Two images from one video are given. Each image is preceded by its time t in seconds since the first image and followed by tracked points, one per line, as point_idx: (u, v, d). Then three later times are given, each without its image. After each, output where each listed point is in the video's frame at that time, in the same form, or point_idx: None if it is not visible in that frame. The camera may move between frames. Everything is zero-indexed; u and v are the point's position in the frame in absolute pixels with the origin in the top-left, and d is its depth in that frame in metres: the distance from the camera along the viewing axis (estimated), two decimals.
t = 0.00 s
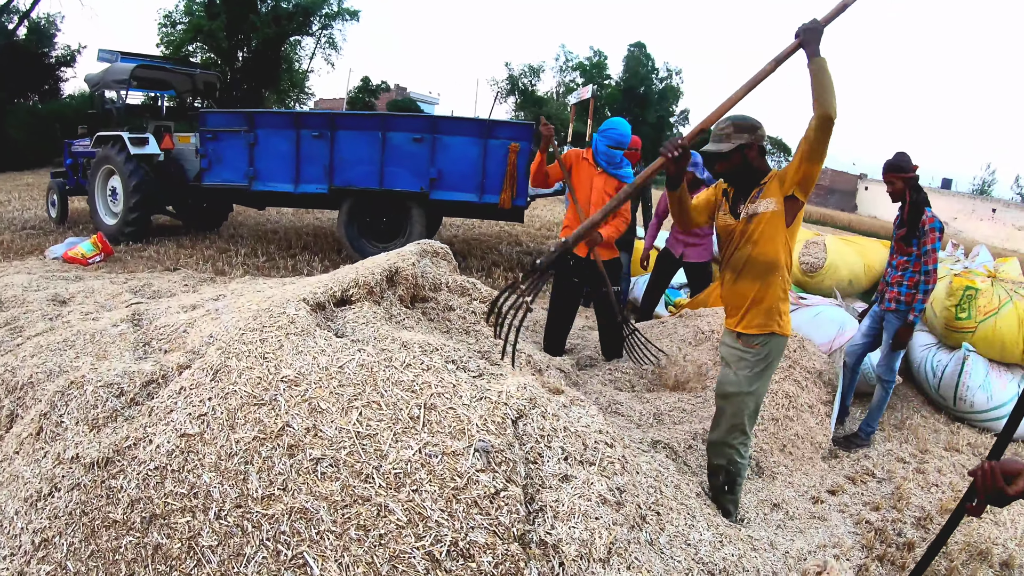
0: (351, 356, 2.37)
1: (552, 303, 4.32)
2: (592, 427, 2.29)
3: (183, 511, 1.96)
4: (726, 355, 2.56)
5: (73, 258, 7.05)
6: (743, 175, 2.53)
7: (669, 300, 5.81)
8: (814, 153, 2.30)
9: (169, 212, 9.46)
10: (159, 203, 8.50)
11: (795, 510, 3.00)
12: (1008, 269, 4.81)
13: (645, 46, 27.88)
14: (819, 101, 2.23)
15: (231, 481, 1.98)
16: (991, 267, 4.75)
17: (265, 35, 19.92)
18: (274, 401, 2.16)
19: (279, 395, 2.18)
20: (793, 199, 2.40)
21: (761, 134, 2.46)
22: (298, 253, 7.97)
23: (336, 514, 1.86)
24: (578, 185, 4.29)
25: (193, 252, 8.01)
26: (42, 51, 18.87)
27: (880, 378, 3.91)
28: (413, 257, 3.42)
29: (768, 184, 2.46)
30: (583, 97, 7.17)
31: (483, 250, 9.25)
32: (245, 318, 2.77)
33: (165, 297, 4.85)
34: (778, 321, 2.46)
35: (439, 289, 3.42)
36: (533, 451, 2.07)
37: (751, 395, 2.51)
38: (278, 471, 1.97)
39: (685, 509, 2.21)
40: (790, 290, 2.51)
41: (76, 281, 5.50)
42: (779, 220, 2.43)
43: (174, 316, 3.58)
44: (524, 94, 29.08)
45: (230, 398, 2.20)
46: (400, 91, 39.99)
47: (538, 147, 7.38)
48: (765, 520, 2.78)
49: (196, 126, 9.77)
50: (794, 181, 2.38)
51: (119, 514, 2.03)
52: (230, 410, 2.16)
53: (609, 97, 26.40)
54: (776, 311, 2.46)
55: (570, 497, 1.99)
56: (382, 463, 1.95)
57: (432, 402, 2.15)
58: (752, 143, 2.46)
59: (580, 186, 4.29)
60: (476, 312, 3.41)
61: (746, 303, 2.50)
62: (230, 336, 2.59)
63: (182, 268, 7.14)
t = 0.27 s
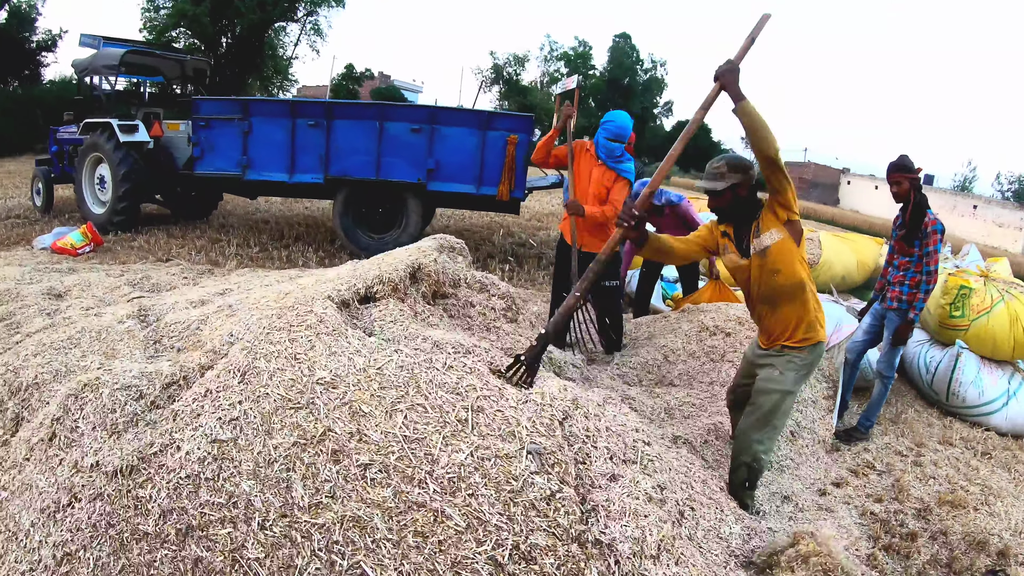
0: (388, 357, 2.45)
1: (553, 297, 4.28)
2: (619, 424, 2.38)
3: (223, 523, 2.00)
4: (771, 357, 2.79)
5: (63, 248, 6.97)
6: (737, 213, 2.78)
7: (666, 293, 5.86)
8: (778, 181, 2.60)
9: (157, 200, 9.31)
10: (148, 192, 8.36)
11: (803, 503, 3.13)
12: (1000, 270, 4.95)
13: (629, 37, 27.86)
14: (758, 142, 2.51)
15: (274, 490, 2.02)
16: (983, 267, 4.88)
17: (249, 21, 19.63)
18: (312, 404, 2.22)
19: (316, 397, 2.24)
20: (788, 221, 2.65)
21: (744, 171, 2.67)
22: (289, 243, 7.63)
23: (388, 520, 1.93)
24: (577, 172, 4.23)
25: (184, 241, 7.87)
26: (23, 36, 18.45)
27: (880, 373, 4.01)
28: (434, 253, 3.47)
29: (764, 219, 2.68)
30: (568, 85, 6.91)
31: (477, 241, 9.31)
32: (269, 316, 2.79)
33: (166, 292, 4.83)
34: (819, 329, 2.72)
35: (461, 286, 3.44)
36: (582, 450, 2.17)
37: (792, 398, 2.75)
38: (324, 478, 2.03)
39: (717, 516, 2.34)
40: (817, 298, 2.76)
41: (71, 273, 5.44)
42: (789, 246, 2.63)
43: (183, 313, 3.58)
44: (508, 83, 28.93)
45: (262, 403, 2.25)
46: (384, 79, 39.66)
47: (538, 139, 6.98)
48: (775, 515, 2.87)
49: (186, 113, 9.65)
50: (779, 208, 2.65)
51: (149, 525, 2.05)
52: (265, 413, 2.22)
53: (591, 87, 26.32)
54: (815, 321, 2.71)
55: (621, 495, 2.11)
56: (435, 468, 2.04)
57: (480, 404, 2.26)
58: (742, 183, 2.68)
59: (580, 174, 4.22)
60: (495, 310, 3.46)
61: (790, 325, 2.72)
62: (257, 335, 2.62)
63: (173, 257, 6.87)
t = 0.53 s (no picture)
0: (392, 352, 2.45)
1: (538, 284, 4.19)
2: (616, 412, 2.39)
3: (228, 531, 1.98)
4: (767, 350, 2.90)
5: (31, 238, 6.77)
6: (725, 234, 2.86)
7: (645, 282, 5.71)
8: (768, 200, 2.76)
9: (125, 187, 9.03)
10: (118, 179, 8.11)
11: (790, 490, 3.22)
12: (972, 263, 5.10)
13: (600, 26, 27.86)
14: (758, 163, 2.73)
15: (282, 494, 2.01)
16: (957, 261, 5.02)
17: (218, 5, 19.17)
18: (315, 402, 2.20)
19: (319, 395, 2.22)
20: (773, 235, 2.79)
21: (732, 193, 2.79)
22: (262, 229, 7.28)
23: (404, 521, 1.95)
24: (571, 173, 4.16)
25: (155, 228, 7.63)
26: None
27: (859, 362, 4.09)
28: (429, 245, 3.47)
29: (751, 235, 2.81)
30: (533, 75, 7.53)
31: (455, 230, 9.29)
32: (262, 310, 2.74)
33: (145, 285, 4.73)
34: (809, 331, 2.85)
35: (453, 277, 3.46)
36: (592, 445, 2.19)
37: (785, 387, 2.84)
38: (334, 479, 2.02)
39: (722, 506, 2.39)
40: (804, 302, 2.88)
41: (44, 265, 5.28)
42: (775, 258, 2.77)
43: (165, 307, 3.51)
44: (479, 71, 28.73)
45: (261, 403, 2.22)
46: (354, 65, 39.06)
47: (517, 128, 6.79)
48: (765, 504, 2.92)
49: (157, 97, 9.41)
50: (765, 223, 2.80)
51: (149, 535, 2.02)
52: (265, 412, 2.19)
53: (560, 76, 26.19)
54: (805, 325, 2.84)
55: (633, 488, 2.12)
56: (450, 465, 2.05)
57: (494, 400, 2.28)
58: (729, 206, 2.80)
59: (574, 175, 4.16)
60: (486, 300, 3.50)
61: (782, 331, 2.84)
62: (251, 330, 2.57)
63: (145, 245, 6.64)
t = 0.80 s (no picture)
0: (370, 370, 2.38)
1: (519, 292, 4.05)
2: (594, 431, 2.40)
3: (208, 569, 1.90)
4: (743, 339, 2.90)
5: None
6: (701, 229, 2.93)
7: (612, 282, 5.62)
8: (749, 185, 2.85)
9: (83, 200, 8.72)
10: (74, 194, 7.82)
11: (773, 485, 3.25)
12: (937, 252, 5.22)
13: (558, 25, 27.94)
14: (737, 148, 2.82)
15: (264, 527, 1.94)
16: (922, 250, 5.13)
17: (171, 11, 18.69)
18: (292, 426, 2.14)
19: (296, 418, 2.16)
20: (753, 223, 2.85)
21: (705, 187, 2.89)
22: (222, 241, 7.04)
23: (393, 550, 1.89)
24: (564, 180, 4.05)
25: (113, 242, 7.39)
26: None
27: (831, 354, 4.16)
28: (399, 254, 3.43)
29: (729, 224, 2.88)
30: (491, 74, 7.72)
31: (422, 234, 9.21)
32: (228, 329, 2.66)
33: (105, 304, 4.56)
34: (786, 315, 2.86)
35: (423, 286, 3.42)
36: (583, 459, 2.19)
37: (768, 375, 2.83)
38: (317, 509, 1.96)
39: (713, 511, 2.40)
40: (783, 288, 2.89)
41: None
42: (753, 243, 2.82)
43: (124, 329, 3.38)
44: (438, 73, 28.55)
45: (234, 429, 2.14)
46: (308, 69, 38.41)
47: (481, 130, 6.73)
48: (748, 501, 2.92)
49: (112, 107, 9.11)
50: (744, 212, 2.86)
51: None
52: (239, 439, 2.12)
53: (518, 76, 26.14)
54: (782, 309, 2.85)
55: (626, 500, 2.12)
56: (438, 488, 2.00)
57: (479, 416, 2.23)
58: (702, 200, 2.87)
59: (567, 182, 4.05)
60: (459, 308, 3.45)
61: (760, 316, 2.85)
62: (219, 351, 2.49)
63: (104, 261, 6.41)
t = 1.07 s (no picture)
0: (333, 413, 2.22)
1: (496, 309, 3.94)
2: (575, 458, 2.32)
3: None
4: (720, 336, 2.87)
5: None
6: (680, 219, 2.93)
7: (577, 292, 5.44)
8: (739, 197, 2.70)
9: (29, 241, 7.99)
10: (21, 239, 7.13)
11: (761, 486, 3.21)
12: (899, 236, 5.30)
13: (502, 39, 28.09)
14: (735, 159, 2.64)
15: None
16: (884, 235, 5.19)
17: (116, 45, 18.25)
18: (256, 480, 2.00)
19: (258, 471, 2.02)
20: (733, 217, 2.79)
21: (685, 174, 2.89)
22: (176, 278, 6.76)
23: None
24: (541, 185, 3.91)
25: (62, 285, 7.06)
26: None
27: (806, 347, 4.11)
28: (357, 283, 3.36)
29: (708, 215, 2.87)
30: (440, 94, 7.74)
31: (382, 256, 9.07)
32: (181, 378, 2.54)
33: (56, 354, 4.33)
34: (762, 306, 2.81)
35: (385, 313, 3.34)
36: (572, 488, 2.12)
37: (750, 367, 2.80)
38: (290, 570, 1.83)
39: (713, 522, 2.31)
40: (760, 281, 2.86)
41: None
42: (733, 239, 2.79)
43: (72, 382, 3.17)
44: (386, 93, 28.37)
45: (192, 489, 2.02)
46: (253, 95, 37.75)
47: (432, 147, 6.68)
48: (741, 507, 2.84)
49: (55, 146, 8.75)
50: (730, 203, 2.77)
51: None
52: (199, 499, 1.99)
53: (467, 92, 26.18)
54: (757, 300, 2.81)
55: (623, 528, 2.05)
56: (418, 536, 1.87)
57: (456, 453, 2.12)
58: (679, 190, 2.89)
59: (545, 188, 3.92)
60: (425, 333, 3.32)
61: (735, 307, 2.81)
62: (170, 402, 2.37)
63: (53, 308, 5.97)
